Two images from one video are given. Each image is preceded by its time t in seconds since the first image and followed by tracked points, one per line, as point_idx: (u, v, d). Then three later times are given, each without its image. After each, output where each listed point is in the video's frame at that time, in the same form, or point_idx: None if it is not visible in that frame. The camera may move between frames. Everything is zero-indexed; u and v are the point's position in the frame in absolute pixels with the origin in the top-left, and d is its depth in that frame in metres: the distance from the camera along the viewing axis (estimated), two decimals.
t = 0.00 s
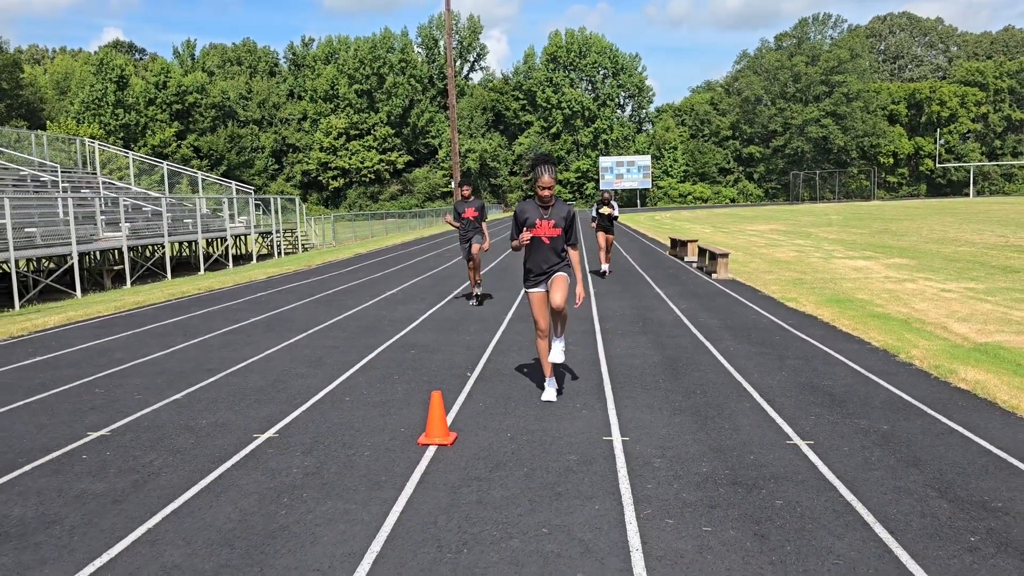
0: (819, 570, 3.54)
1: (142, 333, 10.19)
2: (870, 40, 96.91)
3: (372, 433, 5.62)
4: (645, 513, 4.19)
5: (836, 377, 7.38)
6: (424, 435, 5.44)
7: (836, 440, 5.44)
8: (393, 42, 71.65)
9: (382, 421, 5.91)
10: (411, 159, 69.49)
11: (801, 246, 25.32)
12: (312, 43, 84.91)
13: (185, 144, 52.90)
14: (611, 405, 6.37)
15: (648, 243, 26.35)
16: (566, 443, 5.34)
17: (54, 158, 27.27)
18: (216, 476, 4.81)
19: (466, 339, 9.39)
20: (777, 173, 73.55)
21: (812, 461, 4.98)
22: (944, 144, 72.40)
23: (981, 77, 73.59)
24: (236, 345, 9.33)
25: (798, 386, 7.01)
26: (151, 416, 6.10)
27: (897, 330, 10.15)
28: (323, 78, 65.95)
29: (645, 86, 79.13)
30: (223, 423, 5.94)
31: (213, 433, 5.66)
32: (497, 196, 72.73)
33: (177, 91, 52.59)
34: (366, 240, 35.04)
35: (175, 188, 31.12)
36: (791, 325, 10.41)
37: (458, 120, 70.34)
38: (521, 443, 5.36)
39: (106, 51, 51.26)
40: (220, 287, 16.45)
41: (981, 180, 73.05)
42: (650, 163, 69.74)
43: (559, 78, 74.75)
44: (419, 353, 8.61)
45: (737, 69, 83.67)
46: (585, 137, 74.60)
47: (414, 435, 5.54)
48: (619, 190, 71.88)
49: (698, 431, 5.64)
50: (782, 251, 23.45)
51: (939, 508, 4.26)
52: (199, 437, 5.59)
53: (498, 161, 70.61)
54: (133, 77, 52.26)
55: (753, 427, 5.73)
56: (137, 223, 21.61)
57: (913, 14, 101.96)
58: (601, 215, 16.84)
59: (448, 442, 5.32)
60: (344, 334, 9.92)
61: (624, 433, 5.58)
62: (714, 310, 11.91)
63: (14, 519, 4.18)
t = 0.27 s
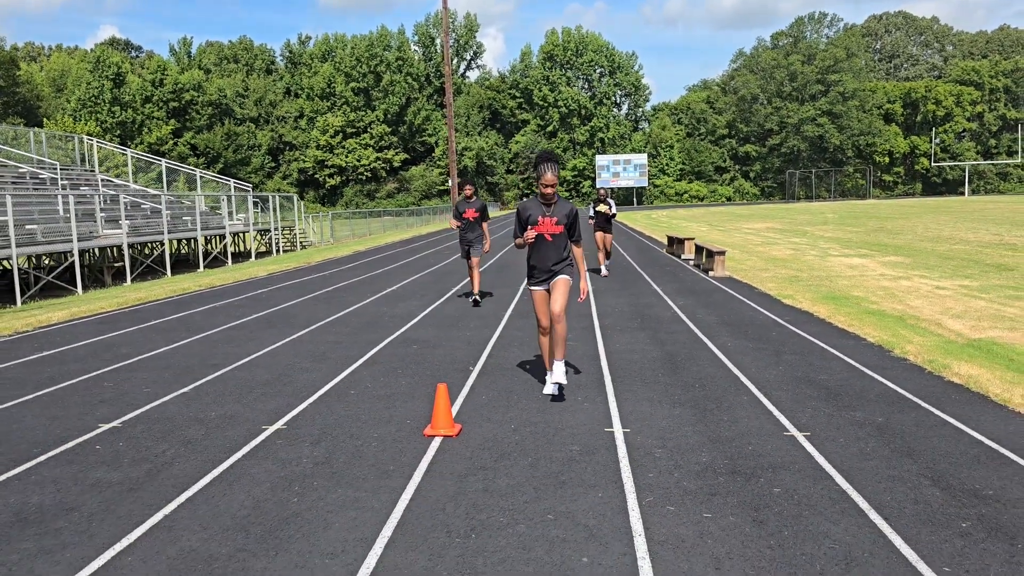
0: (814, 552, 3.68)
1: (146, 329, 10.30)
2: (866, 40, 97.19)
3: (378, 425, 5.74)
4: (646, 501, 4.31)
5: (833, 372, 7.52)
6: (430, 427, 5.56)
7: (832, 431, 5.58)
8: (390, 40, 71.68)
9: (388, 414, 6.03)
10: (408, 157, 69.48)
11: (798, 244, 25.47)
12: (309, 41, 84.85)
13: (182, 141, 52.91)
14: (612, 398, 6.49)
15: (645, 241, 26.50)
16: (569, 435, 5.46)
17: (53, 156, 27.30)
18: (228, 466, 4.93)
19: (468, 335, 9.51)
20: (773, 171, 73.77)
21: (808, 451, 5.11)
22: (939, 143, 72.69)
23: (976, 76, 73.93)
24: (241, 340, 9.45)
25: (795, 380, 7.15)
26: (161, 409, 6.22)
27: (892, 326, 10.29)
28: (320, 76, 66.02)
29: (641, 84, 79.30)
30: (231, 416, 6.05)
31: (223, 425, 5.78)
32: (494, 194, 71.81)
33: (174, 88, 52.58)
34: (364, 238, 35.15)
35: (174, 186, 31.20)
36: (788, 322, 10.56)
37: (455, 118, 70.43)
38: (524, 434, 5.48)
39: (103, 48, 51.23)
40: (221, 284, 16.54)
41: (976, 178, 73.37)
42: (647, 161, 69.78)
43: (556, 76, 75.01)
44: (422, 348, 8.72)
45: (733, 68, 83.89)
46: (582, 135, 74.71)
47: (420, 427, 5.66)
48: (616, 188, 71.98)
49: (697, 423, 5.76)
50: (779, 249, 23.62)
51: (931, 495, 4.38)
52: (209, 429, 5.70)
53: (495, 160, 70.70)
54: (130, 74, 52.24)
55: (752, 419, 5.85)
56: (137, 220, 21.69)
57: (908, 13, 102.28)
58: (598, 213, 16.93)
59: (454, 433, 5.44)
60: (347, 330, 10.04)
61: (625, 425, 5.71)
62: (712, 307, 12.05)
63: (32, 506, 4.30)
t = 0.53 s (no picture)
0: (805, 540, 3.80)
1: (149, 325, 10.41)
2: (864, 38, 97.29)
3: (380, 418, 5.85)
4: (643, 492, 4.43)
5: (827, 368, 7.63)
6: (431, 421, 5.67)
7: (824, 425, 5.70)
8: (389, 37, 71.68)
9: (390, 408, 6.14)
10: (407, 154, 69.49)
11: (795, 242, 25.55)
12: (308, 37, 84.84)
13: (180, 138, 52.98)
14: (610, 394, 6.60)
15: (643, 239, 26.63)
16: (568, 428, 5.58)
17: (53, 153, 27.37)
18: (234, 458, 5.04)
19: (468, 332, 9.62)
20: (771, 169, 73.88)
21: (802, 444, 5.23)
22: (937, 141, 72.79)
23: (974, 74, 74.08)
24: (243, 336, 9.56)
25: (790, 376, 7.27)
26: (166, 403, 6.34)
27: (887, 323, 10.40)
28: (318, 73, 66.03)
29: (640, 82, 79.40)
30: (236, 410, 6.16)
31: (228, 419, 5.90)
32: (492, 191, 72.06)
33: (172, 85, 52.62)
34: (363, 235, 35.26)
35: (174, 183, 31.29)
36: (784, 319, 10.67)
37: (454, 115, 70.49)
38: (523, 428, 5.59)
39: (101, 45, 51.23)
40: (221, 281, 16.63)
41: (973, 177, 73.52)
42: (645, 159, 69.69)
43: (555, 74, 75.14)
44: (422, 344, 8.83)
45: (732, 66, 84.00)
46: (581, 133, 74.79)
47: (422, 420, 5.77)
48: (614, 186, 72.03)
49: (693, 417, 5.87)
50: (776, 247, 23.76)
51: (920, 487, 4.50)
52: (214, 422, 5.82)
53: (494, 157, 70.77)
54: (128, 71, 52.26)
55: (746, 414, 5.97)
56: (138, 217, 21.76)
57: (907, 11, 102.34)
58: (596, 210, 16.97)
59: (455, 427, 5.55)
60: (348, 326, 10.15)
61: (623, 420, 5.82)
62: (709, 304, 12.17)
63: (44, 496, 4.41)
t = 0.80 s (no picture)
0: (792, 528, 3.92)
1: (152, 322, 10.52)
2: (865, 37, 97.31)
3: (382, 412, 5.97)
4: (637, 482, 4.55)
5: (821, 364, 7.74)
6: (432, 415, 5.78)
7: (816, 419, 5.82)
8: (390, 36, 71.76)
9: (391, 402, 6.27)
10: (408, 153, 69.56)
11: (794, 241, 25.67)
12: (309, 36, 84.93)
13: (182, 137, 53.11)
14: (608, 389, 6.70)
15: (643, 238, 26.70)
16: (565, 422, 5.69)
17: (55, 151, 27.52)
18: (238, 450, 5.16)
19: (467, 329, 9.72)
20: (772, 168, 73.90)
21: (794, 437, 5.34)
22: (938, 140, 72.80)
23: (975, 73, 74.05)
24: (246, 333, 9.68)
25: (784, 372, 7.38)
26: (171, 397, 6.46)
27: (882, 321, 10.50)
28: (320, 72, 66.12)
29: (641, 81, 79.49)
30: (240, 403, 6.28)
31: (232, 413, 6.02)
32: (493, 190, 72.21)
33: (174, 84, 52.75)
34: (364, 234, 35.39)
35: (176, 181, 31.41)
36: (781, 317, 10.77)
37: (455, 114, 70.60)
38: (521, 422, 5.70)
39: (102, 44, 51.30)
40: (222, 279, 16.74)
41: (974, 176, 73.51)
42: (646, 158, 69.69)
43: (556, 73, 75.25)
44: (422, 341, 8.94)
45: (733, 65, 84.09)
46: (582, 131, 74.89)
47: (422, 415, 5.88)
48: (615, 185, 72.12)
49: (688, 412, 5.98)
50: (775, 246, 23.86)
51: (908, 478, 4.61)
52: (219, 416, 5.95)
53: (495, 156, 70.85)
54: (129, 70, 52.38)
55: (740, 408, 6.09)
56: (140, 215, 21.88)
57: (908, 10, 102.37)
58: (596, 208, 17.00)
59: (454, 421, 5.66)
60: (349, 324, 10.25)
61: (619, 414, 5.92)
62: (707, 302, 12.27)
63: (54, 486, 4.54)
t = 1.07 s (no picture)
0: (778, 513, 4.06)
1: (157, 319, 10.68)
2: (867, 37, 97.32)
3: (383, 404, 6.13)
4: (629, 471, 4.69)
5: (814, 358, 7.88)
6: (430, 408, 5.92)
7: (806, 411, 5.97)
8: (392, 36, 71.94)
9: (391, 395, 6.41)
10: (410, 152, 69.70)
11: (793, 240, 25.76)
12: (311, 36, 85.07)
13: (184, 137, 53.35)
14: (603, 383, 6.85)
15: (643, 237, 26.80)
16: (560, 414, 5.84)
17: (59, 151, 27.70)
18: (244, 441, 5.32)
19: (467, 325, 9.89)
20: (773, 167, 73.88)
21: (783, 429, 5.48)
22: (939, 139, 72.76)
23: (977, 72, 74.02)
24: (250, 330, 9.85)
25: (777, 366, 7.53)
26: (176, 391, 6.62)
27: (877, 318, 10.63)
28: (321, 72, 66.25)
29: (643, 80, 79.58)
30: (244, 397, 6.45)
31: (237, 405, 6.18)
32: (494, 189, 72.44)
33: (176, 84, 52.93)
34: (366, 233, 35.54)
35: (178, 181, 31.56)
36: (776, 313, 10.91)
37: (457, 114, 70.72)
38: (518, 414, 5.85)
39: (104, 43, 51.42)
40: (225, 277, 16.89)
41: (975, 175, 73.47)
42: (648, 157, 69.71)
43: (557, 72, 75.36)
44: (423, 337, 9.10)
45: (734, 64, 84.13)
46: (583, 131, 74.99)
47: (422, 407, 6.03)
48: (616, 184, 72.19)
49: (682, 405, 6.12)
50: (774, 244, 24.00)
51: (892, 467, 4.76)
52: (224, 409, 6.09)
53: (496, 156, 70.94)
54: (131, 70, 52.54)
55: (732, 401, 6.23)
56: (143, 214, 22.04)
57: (910, 10, 102.39)
58: (596, 207, 17.12)
59: (454, 413, 5.81)
60: (350, 321, 10.41)
61: (614, 407, 6.07)
62: (704, 299, 12.43)
63: (65, 475, 4.67)
